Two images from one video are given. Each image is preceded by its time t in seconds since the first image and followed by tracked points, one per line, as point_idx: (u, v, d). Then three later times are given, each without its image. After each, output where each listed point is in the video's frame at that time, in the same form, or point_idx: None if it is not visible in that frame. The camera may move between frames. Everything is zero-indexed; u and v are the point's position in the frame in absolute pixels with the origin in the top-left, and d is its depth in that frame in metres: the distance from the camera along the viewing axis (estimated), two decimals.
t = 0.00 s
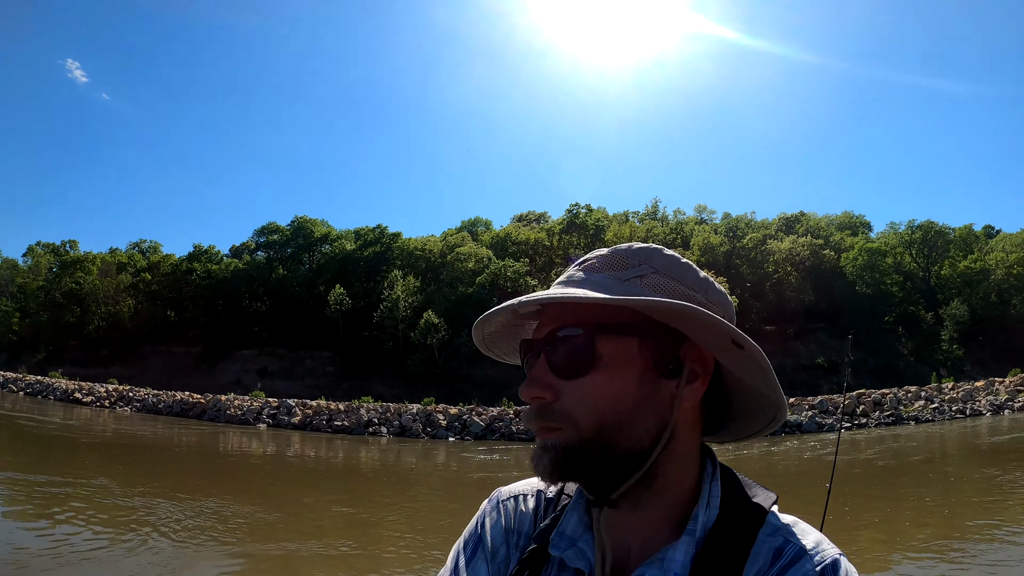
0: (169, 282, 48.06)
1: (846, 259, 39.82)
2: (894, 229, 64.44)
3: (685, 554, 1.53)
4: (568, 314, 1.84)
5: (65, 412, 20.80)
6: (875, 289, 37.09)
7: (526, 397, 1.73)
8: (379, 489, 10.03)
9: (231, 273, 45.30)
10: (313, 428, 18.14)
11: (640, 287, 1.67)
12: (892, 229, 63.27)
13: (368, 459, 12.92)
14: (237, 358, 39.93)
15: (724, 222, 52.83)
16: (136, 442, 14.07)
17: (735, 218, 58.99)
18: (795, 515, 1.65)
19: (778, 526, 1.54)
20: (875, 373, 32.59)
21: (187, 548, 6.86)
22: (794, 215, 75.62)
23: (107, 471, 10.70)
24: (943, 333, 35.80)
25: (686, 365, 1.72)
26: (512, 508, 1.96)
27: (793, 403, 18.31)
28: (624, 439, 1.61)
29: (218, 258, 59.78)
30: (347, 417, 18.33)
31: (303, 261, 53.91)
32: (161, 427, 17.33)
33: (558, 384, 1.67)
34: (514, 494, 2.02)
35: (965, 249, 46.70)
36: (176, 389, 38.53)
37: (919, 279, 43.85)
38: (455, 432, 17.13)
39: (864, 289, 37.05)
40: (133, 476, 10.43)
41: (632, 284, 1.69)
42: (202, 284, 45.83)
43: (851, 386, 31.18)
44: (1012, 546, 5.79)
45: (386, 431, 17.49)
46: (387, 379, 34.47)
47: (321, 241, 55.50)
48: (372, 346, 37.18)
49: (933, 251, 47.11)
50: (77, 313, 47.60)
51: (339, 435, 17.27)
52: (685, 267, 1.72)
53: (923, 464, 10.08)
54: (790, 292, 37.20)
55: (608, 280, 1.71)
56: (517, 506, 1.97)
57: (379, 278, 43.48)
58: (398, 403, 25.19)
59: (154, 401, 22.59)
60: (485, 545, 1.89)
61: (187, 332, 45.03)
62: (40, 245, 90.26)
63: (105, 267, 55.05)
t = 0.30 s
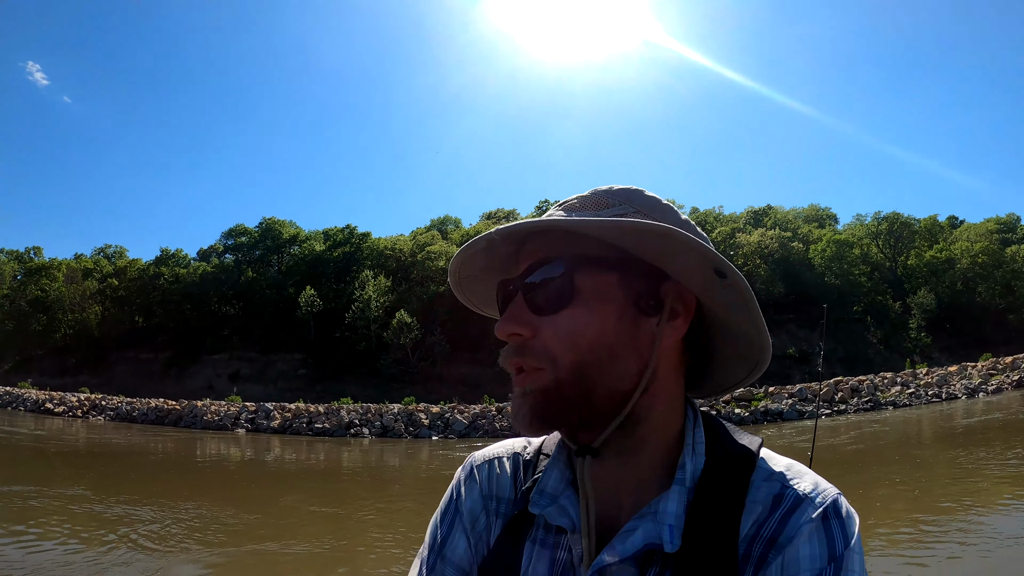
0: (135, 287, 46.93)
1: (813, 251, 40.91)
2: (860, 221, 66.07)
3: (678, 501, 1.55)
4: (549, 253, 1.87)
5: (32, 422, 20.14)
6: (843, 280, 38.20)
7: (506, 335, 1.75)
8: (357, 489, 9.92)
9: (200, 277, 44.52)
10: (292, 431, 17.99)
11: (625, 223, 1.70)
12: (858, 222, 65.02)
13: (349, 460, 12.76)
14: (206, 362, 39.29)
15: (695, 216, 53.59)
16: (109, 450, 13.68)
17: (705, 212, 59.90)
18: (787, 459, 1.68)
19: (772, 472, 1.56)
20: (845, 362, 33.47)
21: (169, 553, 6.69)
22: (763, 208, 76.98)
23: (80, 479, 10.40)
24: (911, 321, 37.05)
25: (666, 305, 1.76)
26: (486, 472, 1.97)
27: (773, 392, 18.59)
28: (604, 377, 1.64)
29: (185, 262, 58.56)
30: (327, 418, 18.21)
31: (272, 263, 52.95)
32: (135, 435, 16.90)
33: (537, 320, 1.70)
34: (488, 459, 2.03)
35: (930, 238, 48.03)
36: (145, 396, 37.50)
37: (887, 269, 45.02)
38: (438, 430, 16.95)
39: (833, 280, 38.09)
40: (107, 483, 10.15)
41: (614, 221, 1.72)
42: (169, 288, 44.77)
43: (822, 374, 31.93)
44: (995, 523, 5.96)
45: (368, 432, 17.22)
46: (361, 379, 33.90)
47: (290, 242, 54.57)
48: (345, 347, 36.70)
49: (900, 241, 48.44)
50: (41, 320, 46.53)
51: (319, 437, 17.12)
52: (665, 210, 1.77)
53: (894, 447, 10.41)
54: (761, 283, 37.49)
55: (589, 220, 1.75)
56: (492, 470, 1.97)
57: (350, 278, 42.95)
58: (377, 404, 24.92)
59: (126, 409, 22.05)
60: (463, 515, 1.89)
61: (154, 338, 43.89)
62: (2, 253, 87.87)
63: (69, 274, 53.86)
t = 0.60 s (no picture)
0: (128, 287, 46.73)
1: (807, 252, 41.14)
2: (852, 222, 66.58)
3: (646, 492, 1.52)
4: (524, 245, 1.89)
5: (27, 424, 19.99)
6: (837, 280, 38.44)
7: (479, 329, 1.77)
8: (352, 489, 9.90)
9: (193, 277, 44.20)
10: (293, 433, 17.86)
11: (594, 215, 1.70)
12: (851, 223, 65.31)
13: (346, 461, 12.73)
14: (200, 364, 38.97)
15: (690, 218, 53.84)
16: (106, 452, 13.61)
17: (699, 214, 60.23)
18: (762, 447, 1.65)
19: (743, 458, 1.54)
20: (840, 362, 33.72)
21: (170, 553, 6.66)
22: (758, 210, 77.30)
23: (77, 480, 10.34)
24: (904, 322, 37.27)
25: (636, 296, 1.76)
26: (460, 474, 1.97)
27: (774, 391, 18.60)
28: (572, 369, 1.65)
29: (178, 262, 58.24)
30: (329, 420, 18.09)
31: (267, 264, 52.77)
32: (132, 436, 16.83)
33: (509, 312, 1.71)
34: (461, 462, 2.03)
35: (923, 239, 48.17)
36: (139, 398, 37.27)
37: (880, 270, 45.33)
38: (441, 431, 16.86)
39: (827, 280, 38.37)
40: (104, 484, 10.10)
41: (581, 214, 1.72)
42: (162, 289, 44.56)
43: (817, 375, 32.16)
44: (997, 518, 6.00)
45: (370, 433, 17.13)
46: (357, 380, 33.80)
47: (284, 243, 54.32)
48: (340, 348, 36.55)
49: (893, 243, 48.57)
50: (35, 322, 46.29)
51: (321, 439, 16.99)
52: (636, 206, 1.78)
53: (888, 446, 10.49)
54: (755, 285, 37.94)
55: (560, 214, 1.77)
56: (465, 471, 1.97)
57: (345, 279, 42.84)
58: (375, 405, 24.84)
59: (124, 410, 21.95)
60: (436, 515, 1.89)
61: (149, 339, 43.66)
62: None
63: (62, 276, 53.56)
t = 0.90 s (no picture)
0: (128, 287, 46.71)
1: (808, 255, 41.16)
2: (852, 224, 66.64)
3: (639, 493, 1.53)
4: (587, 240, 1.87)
5: (30, 423, 19.94)
6: (837, 283, 38.45)
7: (561, 324, 1.70)
8: (353, 490, 9.87)
9: (194, 277, 44.11)
10: (300, 434, 17.85)
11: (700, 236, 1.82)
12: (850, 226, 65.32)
13: (349, 462, 12.69)
14: (201, 364, 38.90)
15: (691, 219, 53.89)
16: (108, 451, 13.57)
17: (700, 216, 60.28)
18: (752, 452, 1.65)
19: (733, 462, 1.55)
20: (841, 365, 34.34)
21: (177, 553, 6.65)
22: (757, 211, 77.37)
23: (79, 480, 10.31)
24: (905, 325, 37.39)
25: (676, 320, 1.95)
26: (448, 482, 1.98)
27: (781, 393, 18.63)
28: (650, 375, 1.71)
29: (179, 261, 58.16)
30: (336, 421, 18.07)
31: (267, 264, 52.75)
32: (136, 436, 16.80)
33: (603, 309, 1.71)
34: (450, 469, 2.04)
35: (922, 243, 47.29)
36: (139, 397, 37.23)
37: (880, 273, 45.42)
38: (450, 432, 16.85)
39: (828, 283, 38.41)
40: (109, 483, 10.09)
41: (687, 235, 1.84)
42: (163, 288, 44.50)
43: (818, 377, 32.21)
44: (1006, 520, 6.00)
45: (378, 433, 17.10)
46: (358, 380, 33.77)
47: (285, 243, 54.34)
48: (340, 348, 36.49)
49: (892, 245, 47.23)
50: (35, 320, 46.44)
51: (328, 440, 16.99)
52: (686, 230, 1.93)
53: (890, 448, 10.49)
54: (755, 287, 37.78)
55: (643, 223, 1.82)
56: (453, 479, 1.98)
57: (345, 279, 42.83)
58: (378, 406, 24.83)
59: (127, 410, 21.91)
60: (423, 522, 1.89)
61: (149, 338, 43.57)
62: None
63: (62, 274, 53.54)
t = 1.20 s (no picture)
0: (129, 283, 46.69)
1: (810, 257, 41.16)
2: (854, 227, 66.70)
3: (638, 492, 1.52)
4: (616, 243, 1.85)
5: (34, 419, 19.93)
6: (840, 285, 38.39)
7: (608, 321, 1.62)
8: (354, 488, 9.86)
9: (196, 273, 44.07)
10: (308, 431, 17.84)
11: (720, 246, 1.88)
12: (850, 229, 65.29)
13: (351, 461, 12.68)
14: (202, 361, 38.88)
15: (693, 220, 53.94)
16: (111, 448, 13.53)
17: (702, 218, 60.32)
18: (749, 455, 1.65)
19: (731, 463, 1.53)
20: (842, 367, 34.31)
21: (186, 551, 6.61)
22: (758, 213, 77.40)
23: (83, 476, 10.29)
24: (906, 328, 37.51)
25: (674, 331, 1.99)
26: (443, 484, 1.98)
27: (789, 394, 18.70)
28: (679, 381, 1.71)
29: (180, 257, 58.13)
30: (344, 419, 18.07)
31: (269, 261, 52.74)
32: (140, 433, 16.79)
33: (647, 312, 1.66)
34: (445, 472, 2.04)
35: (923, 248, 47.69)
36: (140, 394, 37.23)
37: (882, 275, 45.48)
38: (459, 431, 16.86)
39: (830, 285, 38.41)
40: (113, 479, 10.08)
41: (706, 246, 1.90)
42: (165, 285, 44.50)
43: (820, 379, 32.23)
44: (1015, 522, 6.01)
45: (387, 432, 17.08)
46: (359, 378, 33.70)
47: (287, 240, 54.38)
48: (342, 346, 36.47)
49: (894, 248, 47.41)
50: (36, 315, 46.56)
51: (336, 438, 17.00)
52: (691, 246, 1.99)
53: (893, 451, 10.51)
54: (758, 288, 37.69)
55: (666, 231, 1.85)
56: (449, 481, 1.99)
57: (347, 277, 42.86)
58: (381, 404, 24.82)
59: (131, 406, 21.88)
60: (417, 524, 1.88)
61: (150, 335, 43.49)
62: None
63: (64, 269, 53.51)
